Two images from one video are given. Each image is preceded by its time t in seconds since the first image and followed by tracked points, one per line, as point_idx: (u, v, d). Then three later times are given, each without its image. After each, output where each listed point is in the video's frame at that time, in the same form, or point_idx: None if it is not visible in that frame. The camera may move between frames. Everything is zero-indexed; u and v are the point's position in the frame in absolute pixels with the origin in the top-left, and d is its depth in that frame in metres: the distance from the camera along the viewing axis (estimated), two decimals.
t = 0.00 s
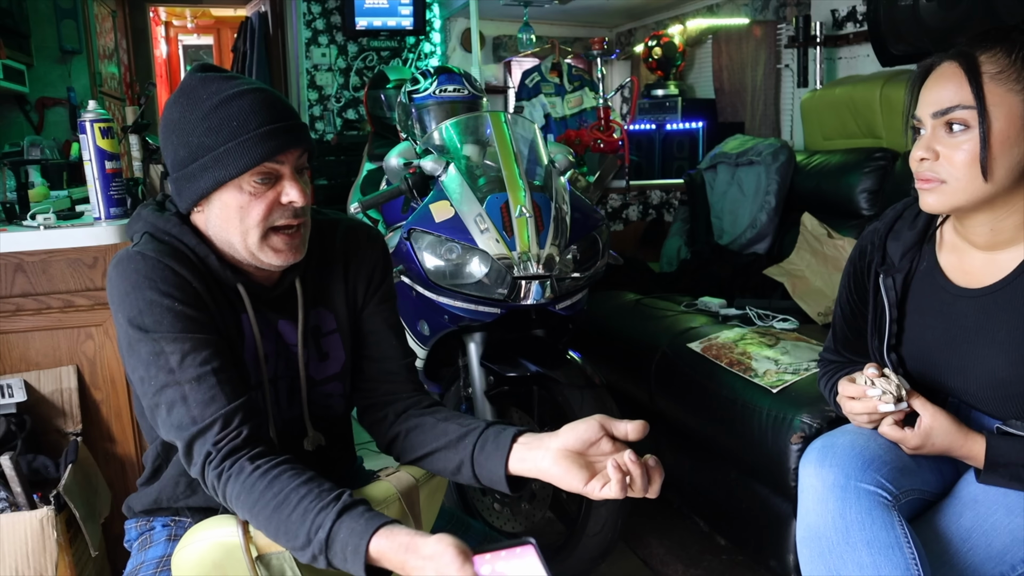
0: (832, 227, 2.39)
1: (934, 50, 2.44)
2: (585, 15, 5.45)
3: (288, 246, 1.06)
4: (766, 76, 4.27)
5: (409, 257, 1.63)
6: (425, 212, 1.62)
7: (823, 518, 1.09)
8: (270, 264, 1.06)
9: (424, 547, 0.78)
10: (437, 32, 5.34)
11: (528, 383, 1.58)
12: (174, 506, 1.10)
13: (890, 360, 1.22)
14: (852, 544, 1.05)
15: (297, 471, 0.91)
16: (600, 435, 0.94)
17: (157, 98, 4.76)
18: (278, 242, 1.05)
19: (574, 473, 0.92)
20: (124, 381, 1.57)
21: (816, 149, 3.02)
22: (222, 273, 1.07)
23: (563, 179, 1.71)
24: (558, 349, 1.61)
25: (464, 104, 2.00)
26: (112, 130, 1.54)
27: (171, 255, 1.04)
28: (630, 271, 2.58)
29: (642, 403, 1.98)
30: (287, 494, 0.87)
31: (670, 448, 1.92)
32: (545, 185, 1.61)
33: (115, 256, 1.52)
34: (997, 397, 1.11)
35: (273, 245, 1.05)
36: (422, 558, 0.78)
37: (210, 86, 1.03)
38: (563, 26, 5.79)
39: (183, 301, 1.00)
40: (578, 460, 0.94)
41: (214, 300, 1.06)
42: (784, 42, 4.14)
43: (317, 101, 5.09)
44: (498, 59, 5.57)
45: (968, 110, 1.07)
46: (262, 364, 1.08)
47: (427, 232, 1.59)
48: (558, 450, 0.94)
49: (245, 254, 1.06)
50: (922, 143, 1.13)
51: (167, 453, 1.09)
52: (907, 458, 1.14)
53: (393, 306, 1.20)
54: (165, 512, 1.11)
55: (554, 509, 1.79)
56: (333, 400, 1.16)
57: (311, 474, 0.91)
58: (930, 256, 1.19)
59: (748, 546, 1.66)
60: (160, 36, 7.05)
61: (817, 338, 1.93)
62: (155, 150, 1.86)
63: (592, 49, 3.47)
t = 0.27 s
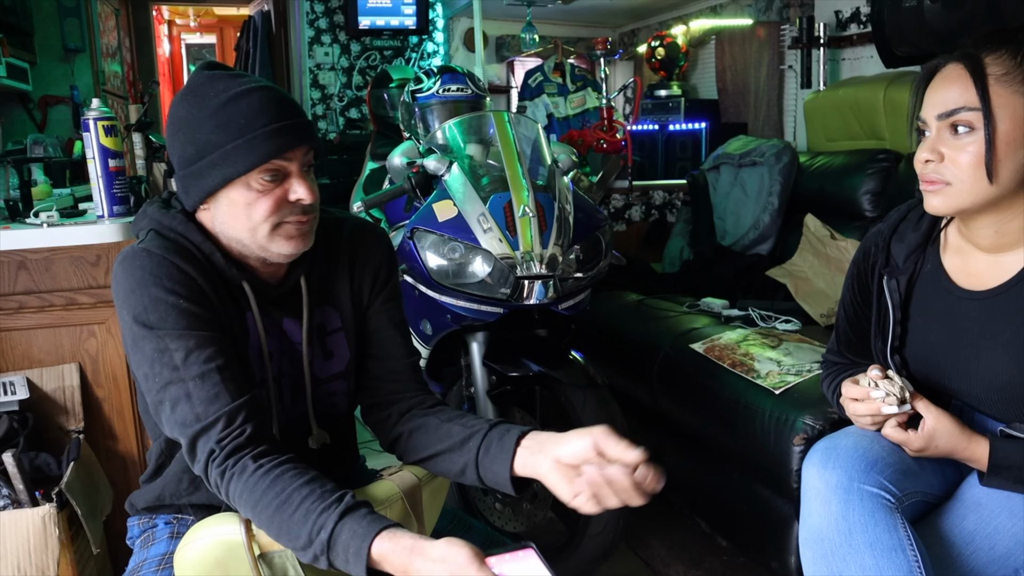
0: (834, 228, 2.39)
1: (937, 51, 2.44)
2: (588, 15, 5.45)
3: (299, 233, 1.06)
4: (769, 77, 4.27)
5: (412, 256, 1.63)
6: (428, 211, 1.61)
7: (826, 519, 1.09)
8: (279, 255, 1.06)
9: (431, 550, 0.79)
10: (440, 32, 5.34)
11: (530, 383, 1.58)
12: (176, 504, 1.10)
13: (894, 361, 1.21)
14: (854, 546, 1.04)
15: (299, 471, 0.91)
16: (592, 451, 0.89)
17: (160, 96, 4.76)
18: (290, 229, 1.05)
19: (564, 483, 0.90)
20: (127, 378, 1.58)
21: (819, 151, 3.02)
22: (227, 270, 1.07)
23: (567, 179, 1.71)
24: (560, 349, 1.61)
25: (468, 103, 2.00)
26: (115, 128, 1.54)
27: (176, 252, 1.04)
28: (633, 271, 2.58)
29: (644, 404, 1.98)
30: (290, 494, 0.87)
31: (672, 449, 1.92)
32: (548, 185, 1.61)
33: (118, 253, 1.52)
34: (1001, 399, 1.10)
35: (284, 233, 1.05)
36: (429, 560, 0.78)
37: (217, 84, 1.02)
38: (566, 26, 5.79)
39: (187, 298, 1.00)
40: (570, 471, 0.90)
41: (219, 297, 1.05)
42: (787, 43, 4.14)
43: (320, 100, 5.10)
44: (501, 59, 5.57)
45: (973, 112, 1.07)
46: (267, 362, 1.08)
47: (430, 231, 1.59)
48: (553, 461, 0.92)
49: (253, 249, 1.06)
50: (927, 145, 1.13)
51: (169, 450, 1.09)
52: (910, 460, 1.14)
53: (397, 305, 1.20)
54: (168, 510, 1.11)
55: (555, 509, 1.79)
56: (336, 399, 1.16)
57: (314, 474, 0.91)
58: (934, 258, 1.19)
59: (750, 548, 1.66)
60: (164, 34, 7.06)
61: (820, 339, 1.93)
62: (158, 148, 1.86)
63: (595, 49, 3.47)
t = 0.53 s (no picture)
0: (820, 228, 2.40)
1: (922, 52, 2.45)
2: (577, 15, 5.46)
3: (277, 242, 1.06)
4: (757, 78, 4.29)
5: (399, 256, 1.63)
6: (414, 211, 1.61)
7: (809, 517, 1.10)
8: (260, 261, 1.06)
9: (421, 548, 0.79)
10: (429, 31, 5.34)
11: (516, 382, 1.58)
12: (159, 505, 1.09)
13: (877, 360, 1.22)
14: (837, 544, 1.05)
15: (285, 471, 0.91)
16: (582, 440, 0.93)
17: (147, 95, 4.73)
18: (269, 237, 1.05)
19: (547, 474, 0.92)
20: (111, 379, 1.57)
21: (806, 151, 3.04)
22: (211, 270, 1.07)
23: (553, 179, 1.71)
24: (547, 348, 1.61)
25: (455, 103, 2.00)
26: (100, 127, 1.53)
27: (160, 251, 1.03)
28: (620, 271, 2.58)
29: (631, 403, 1.98)
30: (276, 494, 0.87)
31: (659, 448, 1.92)
32: (535, 185, 1.61)
33: (102, 253, 1.51)
34: (982, 397, 1.11)
35: (263, 240, 1.05)
36: (420, 558, 0.78)
37: (204, 83, 1.02)
38: (555, 26, 5.79)
39: (171, 298, 1.00)
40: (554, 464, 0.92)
41: (204, 297, 1.05)
42: (775, 43, 4.16)
43: (308, 100, 5.08)
44: (490, 58, 5.57)
45: (955, 113, 1.08)
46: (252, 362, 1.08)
47: (417, 231, 1.58)
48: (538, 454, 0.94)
49: (235, 250, 1.06)
50: (909, 145, 1.13)
51: (153, 451, 1.09)
52: (893, 458, 1.14)
53: (382, 305, 1.20)
54: (151, 511, 1.10)
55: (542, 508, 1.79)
56: (321, 399, 1.16)
57: (300, 474, 0.91)
58: (917, 258, 1.20)
59: (736, 546, 1.67)
60: (151, 32, 7.02)
61: (805, 338, 1.94)
62: (144, 148, 1.85)
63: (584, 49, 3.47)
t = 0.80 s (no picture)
0: (807, 228, 2.41)
1: (907, 54, 2.47)
2: (566, 15, 5.47)
3: (264, 240, 1.05)
4: (744, 78, 4.31)
5: (387, 257, 1.62)
6: (402, 212, 1.61)
7: (795, 517, 1.10)
8: (246, 262, 1.05)
9: (405, 551, 0.79)
10: (418, 31, 5.33)
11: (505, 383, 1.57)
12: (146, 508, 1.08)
13: (862, 361, 1.23)
14: (822, 543, 1.06)
15: (271, 473, 0.90)
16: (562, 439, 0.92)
17: (133, 94, 4.70)
18: (255, 239, 1.04)
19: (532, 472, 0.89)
20: (97, 380, 1.55)
21: (794, 151, 3.05)
22: (197, 272, 1.06)
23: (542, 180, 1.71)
24: (536, 349, 1.61)
25: (443, 103, 1.99)
26: (85, 128, 1.52)
27: (145, 253, 1.02)
28: (609, 271, 2.59)
29: (620, 403, 1.98)
30: (261, 497, 0.87)
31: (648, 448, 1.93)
32: (523, 185, 1.61)
33: (89, 254, 1.50)
34: (966, 397, 1.12)
35: (249, 241, 1.04)
36: (404, 561, 0.78)
37: (185, 85, 1.02)
38: (544, 26, 5.80)
39: (157, 299, 0.99)
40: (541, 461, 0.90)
41: (190, 299, 1.04)
42: (762, 44, 4.18)
43: (296, 100, 5.06)
44: (479, 58, 5.57)
45: (937, 115, 1.09)
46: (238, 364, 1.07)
47: (404, 232, 1.58)
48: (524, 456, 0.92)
49: (220, 253, 1.05)
50: (893, 147, 1.14)
51: (141, 454, 1.08)
52: (878, 458, 1.15)
53: (370, 306, 1.20)
54: (138, 514, 1.09)
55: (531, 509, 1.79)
56: (309, 401, 1.16)
57: (286, 476, 0.90)
58: (901, 258, 1.21)
59: (724, 545, 1.67)
60: (138, 32, 6.97)
61: (792, 338, 1.95)
62: (130, 148, 1.84)
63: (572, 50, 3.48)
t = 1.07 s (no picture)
0: (794, 230, 2.43)
1: (893, 57, 2.49)
2: (555, 17, 5.47)
3: (259, 236, 1.04)
4: (733, 80, 4.33)
5: (375, 258, 1.62)
6: (391, 212, 1.60)
7: (780, 517, 1.11)
8: (239, 259, 1.04)
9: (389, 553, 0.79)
10: (407, 31, 5.32)
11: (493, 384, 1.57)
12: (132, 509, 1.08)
13: (847, 362, 1.24)
14: (808, 543, 1.06)
15: (257, 474, 0.90)
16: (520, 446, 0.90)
17: (120, 92, 4.66)
18: (251, 233, 1.04)
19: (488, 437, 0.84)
20: (83, 381, 1.54)
21: (781, 153, 3.07)
22: (186, 272, 1.05)
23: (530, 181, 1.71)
24: (524, 350, 1.61)
25: (431, 104, 1.99)
26: (71, 126, 1.51)
27: (133, 252, 1.02)
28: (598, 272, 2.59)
29: (607, 404, 1.99)
30: (246, 497, 0.86)
31: (635, 448, 1.94)
32: (511, 186, 1.61)
33: (74, 253, 1.49)
34: (949, 398, 1.13)
35: (245, 236, 1.03)
36: (388, 563, 0.78)
37: (170, 87, 1.01)
38: (533, 27, 5.81)
39: (144, 299, 0.98)
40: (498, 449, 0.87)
41: (178, 299, 1.04)
42: (750, 46, 4.20)
43: (285, 99, 5.04)
44: (468, 59, 5.57)
45: (920, 119, 1.10)
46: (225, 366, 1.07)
47: (393, 232, 1.58)
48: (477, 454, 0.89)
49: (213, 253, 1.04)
50: (877, 150, 1.15)
51: (127, 455, 1.07)
52: (863, 458, 1.16)
53: (357, 306, 1.19)
54: (123, 514, 1.08)
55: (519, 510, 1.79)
56: (296, 402, 1.15)
57: (273, 477, 0.90)
58: (886, 261, 1.22)
59: (711, 545, 1.68)
60: (126, 30, 6.92)
61: (778, 339, 1.96)
62: (116, 147, 1.82)
63: (561, 51, 3.48)
